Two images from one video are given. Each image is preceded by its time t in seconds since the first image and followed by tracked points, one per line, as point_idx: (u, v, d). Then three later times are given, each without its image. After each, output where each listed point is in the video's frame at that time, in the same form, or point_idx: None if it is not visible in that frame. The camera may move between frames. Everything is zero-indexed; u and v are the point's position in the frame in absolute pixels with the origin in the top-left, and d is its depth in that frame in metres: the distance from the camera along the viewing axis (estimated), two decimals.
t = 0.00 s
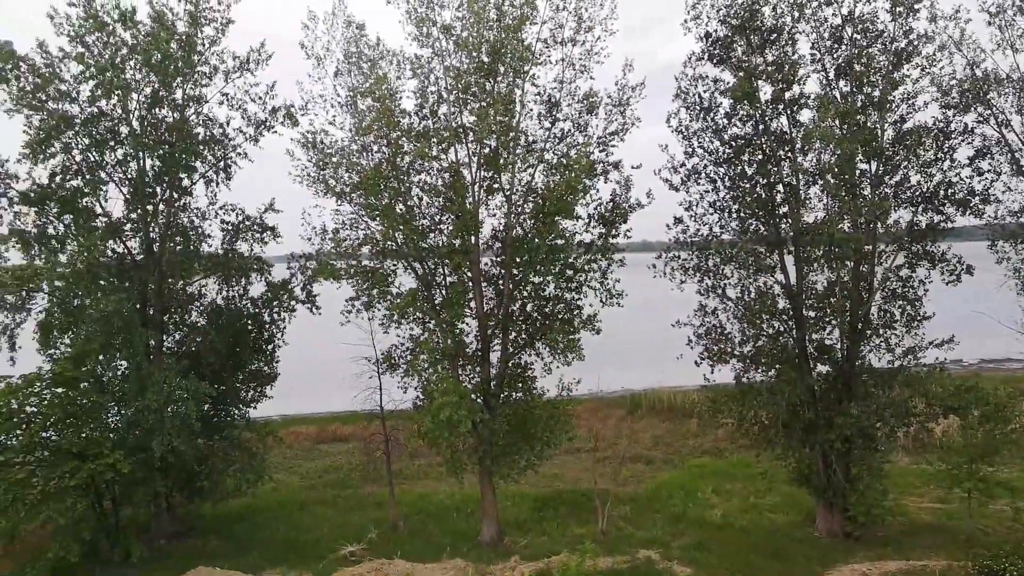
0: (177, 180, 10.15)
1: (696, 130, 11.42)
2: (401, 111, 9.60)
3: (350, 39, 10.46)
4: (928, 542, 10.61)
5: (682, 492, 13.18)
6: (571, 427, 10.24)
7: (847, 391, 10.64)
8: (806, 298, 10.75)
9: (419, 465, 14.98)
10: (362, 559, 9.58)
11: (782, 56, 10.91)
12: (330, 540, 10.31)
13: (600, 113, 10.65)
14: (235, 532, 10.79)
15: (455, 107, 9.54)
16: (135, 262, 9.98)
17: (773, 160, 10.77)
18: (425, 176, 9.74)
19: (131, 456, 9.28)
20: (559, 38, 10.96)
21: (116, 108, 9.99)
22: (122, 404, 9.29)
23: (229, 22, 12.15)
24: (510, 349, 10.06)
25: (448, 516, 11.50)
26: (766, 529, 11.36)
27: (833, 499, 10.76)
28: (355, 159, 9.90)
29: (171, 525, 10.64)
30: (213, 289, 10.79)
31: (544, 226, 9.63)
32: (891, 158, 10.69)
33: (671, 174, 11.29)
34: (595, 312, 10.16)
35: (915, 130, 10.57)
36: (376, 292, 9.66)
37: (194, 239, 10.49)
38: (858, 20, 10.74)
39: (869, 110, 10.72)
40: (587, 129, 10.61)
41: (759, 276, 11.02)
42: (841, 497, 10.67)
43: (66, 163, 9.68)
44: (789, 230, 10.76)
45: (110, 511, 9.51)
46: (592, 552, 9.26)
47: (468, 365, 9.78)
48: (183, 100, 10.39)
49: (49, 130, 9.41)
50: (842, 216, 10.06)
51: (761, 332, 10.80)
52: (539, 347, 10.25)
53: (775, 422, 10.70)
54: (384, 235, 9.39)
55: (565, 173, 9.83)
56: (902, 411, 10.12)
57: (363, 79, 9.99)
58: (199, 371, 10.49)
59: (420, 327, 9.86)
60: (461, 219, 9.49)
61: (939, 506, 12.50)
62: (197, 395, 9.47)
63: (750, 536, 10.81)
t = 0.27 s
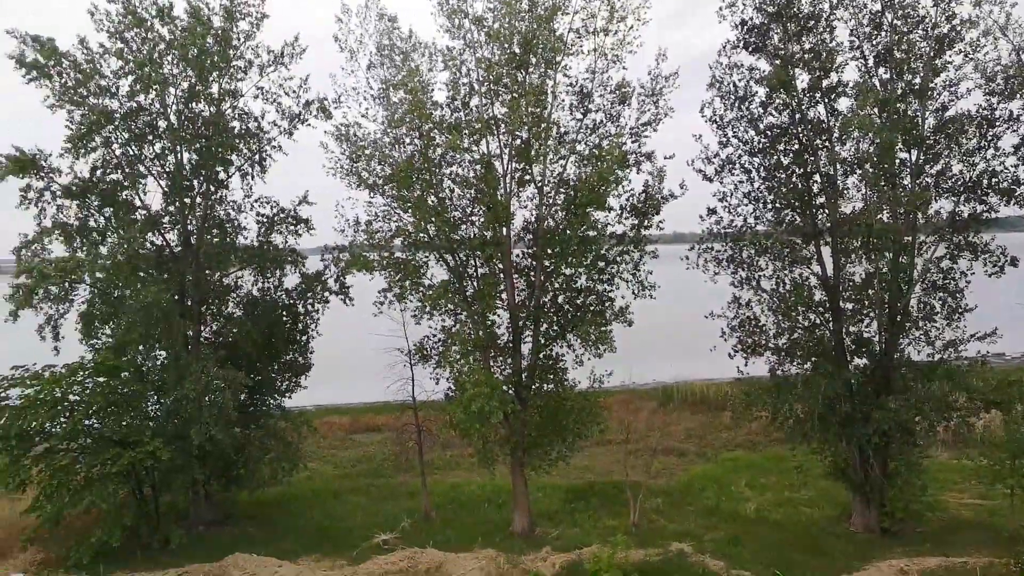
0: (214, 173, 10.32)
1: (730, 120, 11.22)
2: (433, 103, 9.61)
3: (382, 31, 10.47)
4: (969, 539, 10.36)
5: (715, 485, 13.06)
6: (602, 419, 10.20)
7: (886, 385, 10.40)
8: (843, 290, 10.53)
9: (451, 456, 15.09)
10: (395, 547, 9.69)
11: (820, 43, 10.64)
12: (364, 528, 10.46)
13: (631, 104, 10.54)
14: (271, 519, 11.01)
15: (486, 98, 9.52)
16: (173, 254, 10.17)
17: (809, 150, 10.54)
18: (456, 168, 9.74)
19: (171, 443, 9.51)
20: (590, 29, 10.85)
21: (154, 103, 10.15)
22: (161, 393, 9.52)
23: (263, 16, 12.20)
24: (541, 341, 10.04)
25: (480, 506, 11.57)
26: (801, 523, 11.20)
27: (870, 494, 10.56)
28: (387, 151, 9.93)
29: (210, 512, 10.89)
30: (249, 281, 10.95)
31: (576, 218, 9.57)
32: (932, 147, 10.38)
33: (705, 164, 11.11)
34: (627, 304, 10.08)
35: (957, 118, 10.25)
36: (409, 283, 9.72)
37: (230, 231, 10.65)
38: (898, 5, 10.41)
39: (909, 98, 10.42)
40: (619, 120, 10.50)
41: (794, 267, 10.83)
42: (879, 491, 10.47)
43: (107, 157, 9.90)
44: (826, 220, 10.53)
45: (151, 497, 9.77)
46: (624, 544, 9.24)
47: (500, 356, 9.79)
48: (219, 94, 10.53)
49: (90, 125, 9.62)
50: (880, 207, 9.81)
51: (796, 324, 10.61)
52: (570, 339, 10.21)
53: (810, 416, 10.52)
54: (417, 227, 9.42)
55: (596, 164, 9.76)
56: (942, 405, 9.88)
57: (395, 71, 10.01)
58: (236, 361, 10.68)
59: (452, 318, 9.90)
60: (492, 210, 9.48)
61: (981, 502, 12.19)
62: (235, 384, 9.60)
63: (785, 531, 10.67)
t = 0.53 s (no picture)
0: (244, 164, 10.43)
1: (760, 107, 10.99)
2: (459, 92, 9.58)
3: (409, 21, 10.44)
4: (1005, 533, 10.14)
5: (744, 476, 12.95)
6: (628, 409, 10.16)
7: (919, 376, 10.20)
8: (876, 279, 10.31)
9: (479, 444, 15.17)
10: (423, 534, 9.79)
11: (853, 27, 10.37)
12: (392, 515, 10.57)
13: (659, 92, 10.38)
14: (302, 504, 11.18)
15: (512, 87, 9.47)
16: (205, 244, 10.32)
17: (841, 137, 10.31)
18: (483, 157, 9.72)
19: (203, 430, 9.69)
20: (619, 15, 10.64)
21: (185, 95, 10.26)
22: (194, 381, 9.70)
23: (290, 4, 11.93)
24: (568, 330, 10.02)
25: (507, 494, 11.62)
26: (832, 515, 11.06)
27: (902, 486, 10.39)
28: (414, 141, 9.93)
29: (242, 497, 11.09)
30: (278, 270, 11.07)
31: (603, 207, 9.50)
32: (969, 133, 10.07)
33: (734, 152, 10.93)
34: (654, 294, 10.01)
35: (997, 103, 9.93)
36: (436, 273, 9.74)
37: (259, 222, 10.83)
38: None
39: (945, 83, 10.12)
40: (646, 108, 10.38)
41: (826, 256, 10.62)
42: (912, 484, 10.29)
43: (139, 148, 10.05)
44: (859, 208, 10.29)
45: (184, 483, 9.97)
46: (651, 534, 9.22)
47: (526, 346, 9.78)
48: (248, 86, 10.62)
49: (123, 117, 9.77)
50: (914, 195, 9.56)
51: (827, 314, 10.38)
52: (597, 328, 10.16)
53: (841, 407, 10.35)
54: (444, 217, 9.43)
55: (623, 153, 9.67)
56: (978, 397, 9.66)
57: (421, 61, 9.99)
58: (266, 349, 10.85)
59: (479, 308, 9.90)
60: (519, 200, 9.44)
61: (1018, 495, 11.92)
62: (265, 373, 9.73)
63: (815, 523, 10.55)
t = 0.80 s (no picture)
0: (273, 154, 10.52)
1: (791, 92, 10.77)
2: (486, 80, 9.55)
3: (435, 8, 10.40)
4: None
5: (772, 466, 12.83)
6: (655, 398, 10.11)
7: (954, 366, 9.97)
8: (909, 268, 10.09)
9: (505, 432, 15.24)
10: (450, 521, 9.87)
11: (887, 10, 10.09)
12: (419, 501, 10.69)
13: (687, 78, 10.25)
14: (331, 490, 11.36)
15: (539, 75, 9.40)
16: (235, 233, 10.46)
17: (874, 123, 10.07)
18: (510, 146, 9.68)
19: (234, 417, 9.87)
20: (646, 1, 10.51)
21: (215, 85, 10.37)
22: (225, 368, 9.87)
23: None
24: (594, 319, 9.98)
25: (534, 482, 11.66)
26: (862, 506, 10.92)
27: (935, 478, 10.21)
28: (441, 130, 9.93)
29: (273, 483, 11.30)
30: (307, 259, 11.18)
31: (630, 195, 9.43)
32: (1007, 118, 9.76)
33: (764, 139, 10.75)
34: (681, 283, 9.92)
35: None
36: (462, 262, 9.75)
37: (288, 211, 10.94)
38: None
39: (983, 66, 9.83)
40: (674, 95, 10.24)
41: (858, 244, 10.44)
42: (944, 475, 10.11)
43: (170, 138, 10.19)
44: (892, 195, 10.06)
45: (217, 468, 10.18)
46: (677, 523, 9.19)
47: (552, 334, 9.78)
48: (276, 76, 10.69)
49: (154, 108, 9.91)
50: (950, 181, 9.32)
51: (858, 303, 10.13)
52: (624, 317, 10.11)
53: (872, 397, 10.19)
54: (470, 205, 9.42)
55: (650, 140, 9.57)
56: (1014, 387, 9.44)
57: (447, 49, 9.97)
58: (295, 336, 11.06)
59: (505, 296, 9.91)
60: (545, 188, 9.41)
61: None
62: (295, 360, 9.87)
63: (845, 514, 10.41)
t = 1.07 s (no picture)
0: (304, 150, 10.64)
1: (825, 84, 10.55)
2: (515, 75, 9.52)
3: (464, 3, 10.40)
4: None
5: (805, 463, 12.64)
6: (686, 394, 10.02)
7: (994, 363, 9.66)
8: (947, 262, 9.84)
9: (534, 427, 15.26)
10: (479, 516, 9.90)
11: None
12: (449, 495, 10.75)
13: (719, 70, 10.10)
14: (362, 484, 11.47)
15: (568, 68, 9.35)
16: (267, 230, 10.60)
17: (911, 114, 9.82)
18: (539, 140, 9.65)
19: (267, 411, 10.02)
20: None
21: (247, 83, 10.51)
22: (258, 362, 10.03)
23: None
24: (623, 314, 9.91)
25: (563, 477, 11.64)
26: (898, 504, 10.70)
27: (974, 477, 9.96)
28: (470, 125, 9.93)
29: (305, 475, 11.46)
30: (338, 255, 11.29)
31: (660, 190, 9.34)
32: None
33: (797, 131, 10.55)
34: (712, 278, 9.80)
35: None
36: (492, 257, 9.75)
37: (319, 207, 11.06)
38: None
39: None
40: (705, 87, 10.10)
41: (894, 238, 10.21)
42: (984, 474, 9.86)
43: (204, 136, 10.36)
44: (929, 188, 9.81)
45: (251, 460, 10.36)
46: (708, 520, 9.10)
47: (582, 329, 9.74)
48: (308, 73, 10.80)
49: (189, 106, 10.07)
50: (990, 173, 9.05)
51: (895, 298, 9.92)
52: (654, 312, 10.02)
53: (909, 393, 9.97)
54: (499, 200, 9.41)
55: (681, 134, 9.46)
56: None
57: (476, 44, 9.96)
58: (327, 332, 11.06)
59: (534, 292, 9.88)
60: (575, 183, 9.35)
61: None
62: (326, 355, 9.99)
63: (881, 513, 10.21)
